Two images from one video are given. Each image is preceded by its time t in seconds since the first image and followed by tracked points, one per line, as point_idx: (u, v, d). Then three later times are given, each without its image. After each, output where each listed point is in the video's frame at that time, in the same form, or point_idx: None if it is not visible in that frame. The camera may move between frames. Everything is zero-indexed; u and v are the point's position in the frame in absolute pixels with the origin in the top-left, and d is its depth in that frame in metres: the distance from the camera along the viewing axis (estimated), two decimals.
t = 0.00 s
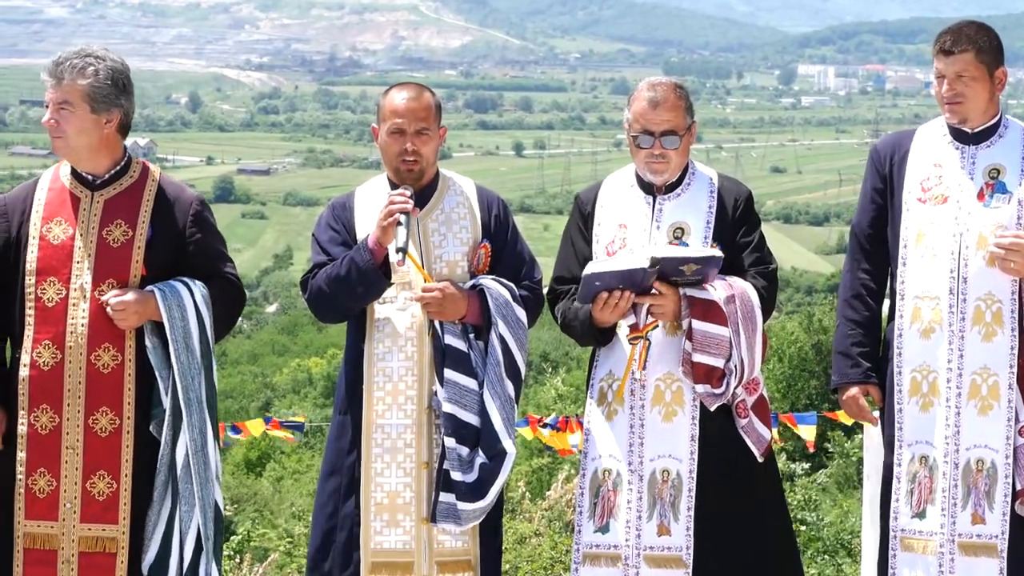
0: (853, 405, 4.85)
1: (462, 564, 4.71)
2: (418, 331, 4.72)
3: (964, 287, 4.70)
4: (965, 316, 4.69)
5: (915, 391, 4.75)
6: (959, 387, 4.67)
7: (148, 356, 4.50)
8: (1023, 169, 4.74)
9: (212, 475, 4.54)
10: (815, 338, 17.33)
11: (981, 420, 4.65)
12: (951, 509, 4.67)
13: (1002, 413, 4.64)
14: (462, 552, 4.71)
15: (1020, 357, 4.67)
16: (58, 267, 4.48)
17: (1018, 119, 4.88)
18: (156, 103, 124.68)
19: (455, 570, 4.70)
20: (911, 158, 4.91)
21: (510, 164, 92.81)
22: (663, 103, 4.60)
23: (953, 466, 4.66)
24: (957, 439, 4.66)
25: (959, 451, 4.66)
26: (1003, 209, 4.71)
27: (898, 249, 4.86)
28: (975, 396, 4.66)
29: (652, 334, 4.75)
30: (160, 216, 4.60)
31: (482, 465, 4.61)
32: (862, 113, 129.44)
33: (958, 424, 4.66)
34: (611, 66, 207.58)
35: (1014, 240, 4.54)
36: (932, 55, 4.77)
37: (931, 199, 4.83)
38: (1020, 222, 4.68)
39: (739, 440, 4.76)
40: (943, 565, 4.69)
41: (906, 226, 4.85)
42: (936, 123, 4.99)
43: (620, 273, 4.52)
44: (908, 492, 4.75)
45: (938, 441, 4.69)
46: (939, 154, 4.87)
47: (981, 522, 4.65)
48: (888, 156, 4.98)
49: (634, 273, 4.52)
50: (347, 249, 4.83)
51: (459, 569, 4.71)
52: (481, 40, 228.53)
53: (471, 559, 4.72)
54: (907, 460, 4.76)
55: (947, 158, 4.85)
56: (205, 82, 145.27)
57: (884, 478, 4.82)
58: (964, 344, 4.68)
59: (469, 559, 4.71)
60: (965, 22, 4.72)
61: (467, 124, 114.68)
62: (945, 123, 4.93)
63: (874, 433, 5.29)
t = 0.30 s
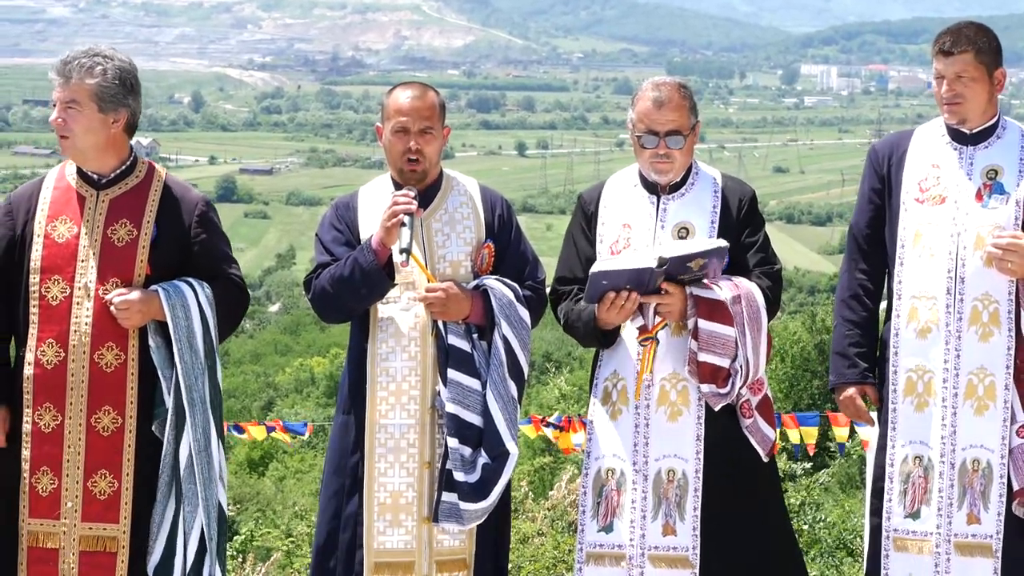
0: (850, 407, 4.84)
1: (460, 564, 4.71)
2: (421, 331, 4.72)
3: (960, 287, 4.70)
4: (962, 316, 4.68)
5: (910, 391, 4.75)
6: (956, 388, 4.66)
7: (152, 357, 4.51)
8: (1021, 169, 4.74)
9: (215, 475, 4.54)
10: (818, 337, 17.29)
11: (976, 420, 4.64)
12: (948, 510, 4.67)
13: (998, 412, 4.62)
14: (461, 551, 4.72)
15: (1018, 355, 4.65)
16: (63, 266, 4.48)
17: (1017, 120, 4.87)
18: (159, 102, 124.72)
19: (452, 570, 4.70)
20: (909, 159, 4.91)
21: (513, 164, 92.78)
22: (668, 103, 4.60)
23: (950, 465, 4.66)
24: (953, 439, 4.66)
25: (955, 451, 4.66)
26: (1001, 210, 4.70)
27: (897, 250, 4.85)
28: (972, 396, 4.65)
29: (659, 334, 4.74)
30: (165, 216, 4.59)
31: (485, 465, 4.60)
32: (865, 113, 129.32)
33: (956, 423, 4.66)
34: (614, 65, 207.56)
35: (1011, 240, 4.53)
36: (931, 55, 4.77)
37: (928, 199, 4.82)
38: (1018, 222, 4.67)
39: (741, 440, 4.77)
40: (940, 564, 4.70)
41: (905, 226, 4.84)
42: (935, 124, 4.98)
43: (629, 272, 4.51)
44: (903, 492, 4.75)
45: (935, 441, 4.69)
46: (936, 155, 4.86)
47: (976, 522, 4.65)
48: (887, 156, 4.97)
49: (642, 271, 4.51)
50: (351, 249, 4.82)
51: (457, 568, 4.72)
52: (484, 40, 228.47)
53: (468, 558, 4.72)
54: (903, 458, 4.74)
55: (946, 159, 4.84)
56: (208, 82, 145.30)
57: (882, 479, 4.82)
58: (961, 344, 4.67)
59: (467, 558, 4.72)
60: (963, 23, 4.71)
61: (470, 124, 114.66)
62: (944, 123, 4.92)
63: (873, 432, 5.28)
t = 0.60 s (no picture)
0: (851, 407, 4.82)
1: (464, 563, 4.69)
2: (426, 330, 4.71)
3: (960, 286, 4.67)
4: (962, 316, 4.66)
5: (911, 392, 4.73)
6: (956, 388, 4.64)
7: (154, 355, 4.49)
8: (1020, 167, 4.72)
9: (215, 474, 4.54)
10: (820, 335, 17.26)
11: (977, 419, 4.62)
12: (951, 510, 4.64)
13: (997, 412, 4.60)
14: (466, 550, 4.69)
15: (1019, 354, 4.63)
16: (65, 265, 4.47)
17: (1015, 122, 4.85)
18: (163, 102, 124.89)
19: (457, 569, 4.68)
20: (909, 158, 4.88)
21: (516, 164, 92.80)
22: (674, 102, 4.59)
23: (951, 465, 4.64)
24: (954, 438, 4.64)
25: (957, 450, 4.63)
26: (1000, 210, 4.68)
27: (895, 252, 4.83)
28: (973, 395, 4.62)
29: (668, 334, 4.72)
30: (167, 216, 4.58)
31: (489, 465, 4.58)
32: (868, 113, 129.16)
33: (956, 423, 4.64)
34: (617, 65, 207.43)
35: (1012, 239, 4.49)
36: (929, 54, 4.74)
37: (927, 200, 4.80)
38: (1018, 222, 4.64)
39: (748, 440, 4.75)
40: (943, 565, 4.66)
41: (905, 227, 4.82)
42: (935, 124, 4.95)
43: (639, 269, 4.49)
44: (906, 493, 4.72)
45: (936, 440, 4.67)
46: (936, 154, 4.84)
47: (979, 523, 4.62)
48: (885, 156, 4.95)
49: (652, 268, 4.49)
50: (355, 250, 4.81)
51: (461, 568, 4.69)
52: (488, 40, 228.56)
53: (473, 557, 4.69)
54: (904, 459, 4.73)
55: (944, 159, 4.82)
56: (211, 82, 145.46)
57: (884, 479, 4.79)
58: (961, 342, 4.65)
59: (472, 557, 4.69)
60: (963, 22, 4.69)
61: (474, 124, 114.72)
62: (942, 123, 4.90)
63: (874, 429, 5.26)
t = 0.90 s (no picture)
0: (852, 406, 4.82)
1: (470, 563, 4.68)
2: (429, 330, 4.70)
3: (963, 286, 4.66)
4: (964, 315, 4.65)
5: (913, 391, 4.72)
6: (961, 386, 4.63)
7: (155, 354, 4.50)
8: (1022, 167, 4.71)
9: (216, 473, 4.53)
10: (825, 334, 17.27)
11: (981, 419, 4.62)
12: (956, 508, 4.62)
13: (1001, 412, 4.60)
14: (474, 550, 4.68)
15: (1020, 355, 4.63)
16: (66, 264, 4.47)
17: (1016, 121, 4.84)
18: (167, 102, 125.10)
19: (465, 569, 4.67)
20: (909, 158, 4.88)
21: (520, 164, 92.78)
22: (681, 103, 4.58)
23: (957, 464, 4.62)
24: (959, 436, 4.63)
25: (961, 450, 4.62)
26: (1000, 210, 4.68)
27: (897, 251, 4.82)
28: (976, 395, 4.62)
29: (676, 336, 4.71)
30: (167, 215, 4.58)
31: (493, 463, 4.58)
32: (872, 113, 128.96)
33: (961, 423, 4.62)
34: (621, 64, 207.39)
35: (1013, 239, 4.49)
36: (931, 54, 4.73)
37: (929, 199, 4.79)
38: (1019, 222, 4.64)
39: (754, 441, 4.74)
40: (948, 565, 4.63)
41: (906, 227, 4.81)
42: (937, 123, 4.95)
43: (644, 276, 4.48)
44: (912, 494, 4.71)
45: (940, 440, 4.66)
46: (936, 154, 4.84)
47: (983, 522, 4.60)
48: (887, 157, 4.94)
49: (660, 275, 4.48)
50: (359, 248, 4.81)
51: (470, 568, 4.68)
52: (492, 39, 228.67)
53: (479, 559, 4.69)
54: (909, 460, 4.72)
55: (945, 159, 4.82)
56: (215, 82, 145.65)
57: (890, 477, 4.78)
58: (964, 343, 4.64)
59: (480, 558, 4.69)
60: (963, 20, 4.68)
61: (477, 124, 114.69)
62: (942, 123, 4.89)
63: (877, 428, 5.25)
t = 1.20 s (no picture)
0: (859, 409, 4.77)
1: (472, 564, 4.66)
2: (428, 331, 4.68)
3: (967, 287, 4.65)
4: (968, 316, 4.64)
5: (917, 391, 4.68)
6: (964, 388, 4.61)
7: (153, 353, 4.47)
8: None
9: (214, 473, 4.52)
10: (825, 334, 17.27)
11: (984, 418, 4.60)
12: (957, 509, 4.62)
13: (1003, 412, 4.59)
14: (475, 550, 4.66)
15: None
16: (63, 263, 4.45)
17: (1018, 120, 4.83)
18: (167, 101, 125.21)
19: (466, 568, 4.66)
20: (911, 159, 4.85)
21: (520, 163, 92.80)
22: (684, 103, 4.56)
23: (959, 465, 4.61)
24: (962, 438, 4.62)
25: (964, 450, 4.61)
26: (1004, 209, 4.67)
27: (899, 250, 4.80)
28: (979, 395, 4.61)
29: (680, 339, 4.69)
30: (165, 214, 4.57)
31: (493, 463, 4.56)
32: (871, 113, 128.95)
33: (965, 423, 4.61)
34: (621, 63, 207.35)
35: (1016, 240, 4.49)
36: (933, 55, 4.71)
37: (933, 199, 4.77)
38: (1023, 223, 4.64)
39: (755, 441, 4.72)
40: (951, 565, 4.63)
41: (909, 226, 4.79)
42: (937, 123, 4.93)
43: (647, 283, 4.46)
44: (913, 494, 4.68)
45: (944, 441, 4.64)
46: (939, 154, 4.81)
47: (984, 521, 4.60)
48: (889, 155, 4.90)
49: (661, 283, 4.46)
50: (358, 249, 4.79)
51: (471, 567, 4.67)
52: (491, 39, 228.78)
53: (481, 558, 4.67)
54: (912, 459, 4.69)
55: (948, 158, 4.80)
56: (215, 82, 145.70)
57: (892, 477, 4.75)
58: (968, 344, 4.63)
59: (482, 558, 4.66)
60: (963, 23, 4.68)
61: (477, 124, 114.72)
62: (944, 122, 4.88)
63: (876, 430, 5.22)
